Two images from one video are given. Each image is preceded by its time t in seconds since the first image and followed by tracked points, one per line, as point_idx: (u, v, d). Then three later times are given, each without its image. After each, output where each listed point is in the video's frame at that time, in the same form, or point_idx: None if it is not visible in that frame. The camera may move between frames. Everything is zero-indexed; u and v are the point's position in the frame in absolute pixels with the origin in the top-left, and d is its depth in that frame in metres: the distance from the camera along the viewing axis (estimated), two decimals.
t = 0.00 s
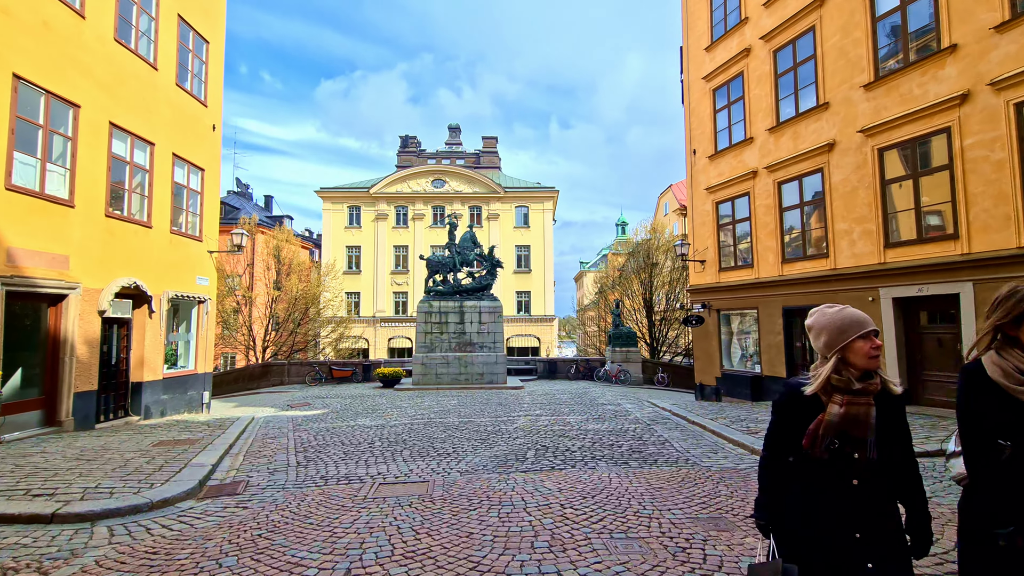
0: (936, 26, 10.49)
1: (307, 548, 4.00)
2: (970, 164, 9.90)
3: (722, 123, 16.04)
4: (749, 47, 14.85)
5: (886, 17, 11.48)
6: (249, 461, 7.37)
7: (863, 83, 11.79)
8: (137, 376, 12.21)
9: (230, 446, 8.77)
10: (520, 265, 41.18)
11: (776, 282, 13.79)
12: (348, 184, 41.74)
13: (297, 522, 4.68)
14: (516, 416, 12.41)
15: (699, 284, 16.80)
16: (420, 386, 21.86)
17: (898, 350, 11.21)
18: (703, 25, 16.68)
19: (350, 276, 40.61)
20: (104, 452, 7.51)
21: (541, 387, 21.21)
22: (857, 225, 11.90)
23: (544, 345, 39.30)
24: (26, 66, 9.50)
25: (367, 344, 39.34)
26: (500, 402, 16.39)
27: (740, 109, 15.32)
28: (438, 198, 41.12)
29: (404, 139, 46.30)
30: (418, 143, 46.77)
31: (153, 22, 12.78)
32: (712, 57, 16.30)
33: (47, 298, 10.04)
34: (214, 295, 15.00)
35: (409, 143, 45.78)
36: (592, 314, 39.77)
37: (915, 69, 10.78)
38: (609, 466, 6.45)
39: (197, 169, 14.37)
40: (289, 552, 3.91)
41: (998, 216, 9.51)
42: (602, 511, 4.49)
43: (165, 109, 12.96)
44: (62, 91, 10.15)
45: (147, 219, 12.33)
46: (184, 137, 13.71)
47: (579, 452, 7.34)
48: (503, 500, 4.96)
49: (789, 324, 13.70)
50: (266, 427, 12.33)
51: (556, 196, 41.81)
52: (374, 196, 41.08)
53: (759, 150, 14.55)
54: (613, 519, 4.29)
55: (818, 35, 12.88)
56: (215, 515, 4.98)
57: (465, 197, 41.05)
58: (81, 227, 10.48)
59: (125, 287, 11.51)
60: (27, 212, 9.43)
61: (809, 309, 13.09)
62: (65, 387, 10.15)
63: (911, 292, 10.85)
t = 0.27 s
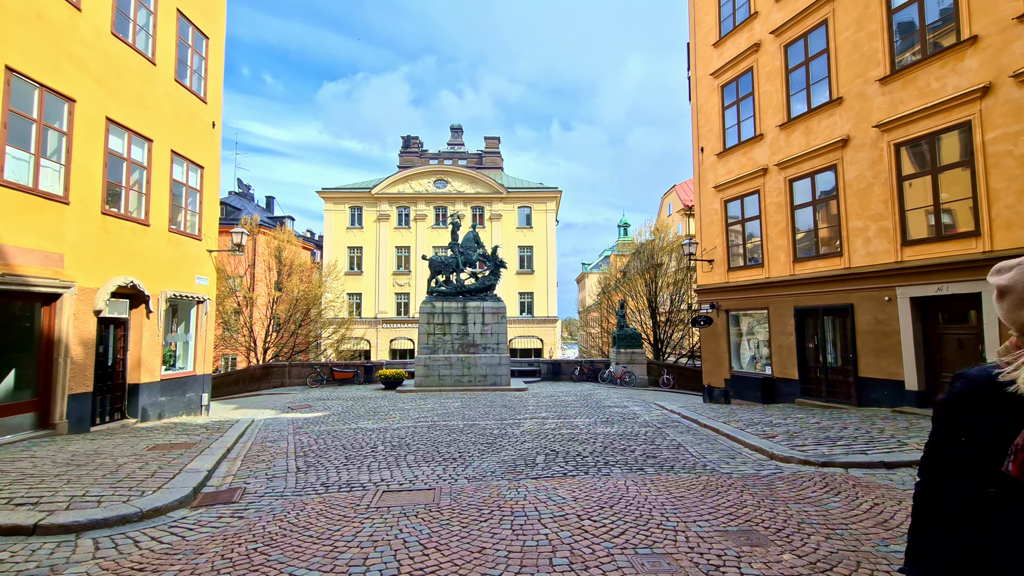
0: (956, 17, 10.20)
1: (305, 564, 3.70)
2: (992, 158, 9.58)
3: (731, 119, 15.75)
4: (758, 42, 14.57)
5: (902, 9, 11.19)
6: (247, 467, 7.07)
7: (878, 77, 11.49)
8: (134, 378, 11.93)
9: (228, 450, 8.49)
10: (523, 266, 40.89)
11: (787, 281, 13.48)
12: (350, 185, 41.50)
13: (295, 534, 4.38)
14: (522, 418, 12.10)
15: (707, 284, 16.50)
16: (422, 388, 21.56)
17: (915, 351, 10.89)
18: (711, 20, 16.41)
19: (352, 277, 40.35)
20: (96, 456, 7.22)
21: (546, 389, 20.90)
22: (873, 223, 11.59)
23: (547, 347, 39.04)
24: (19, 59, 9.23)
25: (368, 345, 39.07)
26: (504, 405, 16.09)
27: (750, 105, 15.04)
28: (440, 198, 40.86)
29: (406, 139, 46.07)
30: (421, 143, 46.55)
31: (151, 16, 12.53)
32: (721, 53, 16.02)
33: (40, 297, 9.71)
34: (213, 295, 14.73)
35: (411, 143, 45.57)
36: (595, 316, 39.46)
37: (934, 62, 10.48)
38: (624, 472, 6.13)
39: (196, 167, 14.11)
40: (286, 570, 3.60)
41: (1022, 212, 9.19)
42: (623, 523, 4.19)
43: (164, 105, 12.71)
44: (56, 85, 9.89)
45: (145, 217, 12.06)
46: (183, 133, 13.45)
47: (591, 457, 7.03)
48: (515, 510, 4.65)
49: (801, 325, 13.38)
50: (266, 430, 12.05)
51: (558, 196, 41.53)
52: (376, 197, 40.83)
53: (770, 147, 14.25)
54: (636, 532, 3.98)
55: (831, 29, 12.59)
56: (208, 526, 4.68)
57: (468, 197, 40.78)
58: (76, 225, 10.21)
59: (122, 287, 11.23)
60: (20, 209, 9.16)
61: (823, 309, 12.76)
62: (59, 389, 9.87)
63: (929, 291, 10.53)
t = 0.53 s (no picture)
0: (976, 9, 9.89)
1: None
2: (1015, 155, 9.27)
3: (739, 117, 15.47)
4: (768, 38, 14.29)
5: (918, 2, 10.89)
6: (244, 475, 6.80)
7: (894, 72, 11.19)
8: (131, 380, 11.68)
9: (226, 457, 8.21)
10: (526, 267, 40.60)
11: (799, 282, 13.18)
12: (352, 185, 41.27)
13: (293, 551, 4.09)
14: (527, 423, 11.80)
15: (716, 285, 16.20)
16: (425, 390, 21.28)
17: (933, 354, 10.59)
18: (719, 17, 16.13)
19: (354, 278, 40.10)
20: (88, 464, 6.95)
21: (550, 392, 20.61)
22: (889, 222, 11.29)
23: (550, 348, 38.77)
24: (12, 53, 8.99)
25: (370, 347, 38.84)
26: (508, 408, 15.80)
27: (759, 103, 14.75)
28: (442, 199, 40.63)
29: (408, 140, 45.85)
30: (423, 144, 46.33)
31: (150, 12, 12.30)
32: (729, 50, 15.75)
33: (35, 298, 9.48)
34: (213, 296, 14.48)
35: (413, 144, 45.36)
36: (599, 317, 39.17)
37: (953, 56, 10.18)
38: (639, 482, 5.84)
39: (196, 166, 13.87)
40: None
41: None
42: (645, 541, 3.89)
43: (162, 102, 12.47)
44: (51, 81, 9.65)
45: (143, 216, 11.82)
46: (183, 131, 13.22)
47: (602, 465, 6.74)
48: (528, 526, 4.36)
49: (813, 327, 13.08)
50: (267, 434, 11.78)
51: (561, 197, 41.25)
52: (378, 197, 40.60)
53: (780, 145, 13.96)
54: (660, 552, 3.70)
55: (844, 24, 12.30)
56: (201, 541, 4.40)
57: (470, 197, 40.51)
58: (72, 224, 9.98)
59: (119, 288, 10.99)
60: (14, 207, 8.92)
61: (836, 310, 12.45)
62: (53, 393, 9.62)
63: (948, 292, 10.21)
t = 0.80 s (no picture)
0: None
1: None
2: None
3: (747, 113, 15.19)
4: (777, 32, 14.01)
5: None
6: (240, 480, 6.54)
7: (909, 65, 10.90)
8: (127, 381, 11.43)
9: (222, 461, 7.95)
10: (528, 267, 40.32)
11: (809, 281, 12.88)
12: (353, 185, 41.06)
13: (287, 563, 3.82)
14: (532, 425, 11.52)
15: (723, 284, 15.90)
16: (426, 391, 21.01)
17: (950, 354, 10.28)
18: (726, 11, 15.85)
19: (355, 278, 39.87)
20: (77, 468, 6.70)
21: (554, 393, 20.32)
22: (903, 218, 10.99)
23: (552, 349, 38.46)
24: (3, 45, 8.76)
25: (372, 347, 38.60)
26: (512, 409, 15.52)
27: (768, 98, 14.47)
28: (444, 199, 40.38)
29: (410, 140, 45.63)
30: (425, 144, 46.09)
31: (147, 5, 12.07)
32: (736, 45, 15.47)
33: (27, 297, 9.24)
34: (212, 296, 14.24)
35: (415, 143, 45.13)
36: (602, 317, 38.90)
37: (970, 47, 9.88)
38: (653, 488, 5.56)
39: (194, 163, 13.63)
40: None
41: None
42: (664, 556, 3.61)
43: (159, 97, 12.24)
44: (43, 74, 9.42)
45: (140, 214, 11.59)
46: (180, 128, 12.99)
47: (613, 470, 6.46)
48: (538, 537, 4.08)
49: (824, 327, 12.79)
50: (266, 436, 11.54)
51: (564, 196, 40.97)
52: (379, 197, 40.37)
53: (789, 141, 13.67)
54: (681, 568, 3.42)
55: (855, 16, 12.02)
56: (189, 553, 4.13)
57: (472, 197, 40.26)
58: (65, 221, 9.74)
59: (114, 286, 10.75)
60: (5, 203, 8.68)
61: (848, 309, 12.15)
62: (46, 395, 9.37)
63: (965, 290, 9.92)
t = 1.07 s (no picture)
0: None
1: None
2: None
3: (755, 110, 14.89)
4: (786, 26, 13.72)
5: None
6: (233, 487, 6.27)
7: (924, 59, 10.60)
8: (122, 383, 11.18)
9: (216, 466, 7.68)
10: (531, 268, 40.04)
11: (820, 281, 12.58)
12: (355, 185, 40.84)
13: None
14: (536, 428, 11.22)
15: (730, 283, 15.59)
16: (428, 393, 20.73)
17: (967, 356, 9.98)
18: (732, 6, 15.57)
19: (356, 279, 39.64)
20: (65, 474, 6.44)
21: (557, 395, 20.03)
22: (918, 216, 10.70)
23: (555, 350, 38.19)
24: None
25: (373, 348, 38.37)
26: (515, 412, 15.23)
27: (776, 94, 14.18)
28: (446, 198, 40.13)
29: (412, 139, 45.39)
30: (426, 143, 45.82)
31: None
32: (744, 41, 15.18)
33: (17, 297, 9.00)
34: (209, 296, 13.98)
35: (416, 143, 44.89)
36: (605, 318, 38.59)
37: (989, 39, 9.57)
38: (667, 498, 5.26)
39: (191, 160, 13.37)
40: None
41: None
42: None
43: (156, 93, 12.00)
44: (35, 67, 9.18)
45: (135, 212, 11.34)
46: (177, 124, 12.74)
47: (623, 477, 6.17)
48: (548, 554, 3.79)
49: (835, 327, 12.48)
50: (264, 439, 11.28)
51: (567, 196, 40.68)
52: (381, 197, 40.14)
53: (798, 137, 13.38)
54: None
55: (868, 9, 11.72)
56: (174, 569, 3.86)
57: (474, 197, 39.99)
58: (57, 219, 9.49)
59: (108, 286, 10.49)
60: None
61: (861, 310, 11.84)
62: (36, 397, 9.12)
63: (984, 290, 9.61)
